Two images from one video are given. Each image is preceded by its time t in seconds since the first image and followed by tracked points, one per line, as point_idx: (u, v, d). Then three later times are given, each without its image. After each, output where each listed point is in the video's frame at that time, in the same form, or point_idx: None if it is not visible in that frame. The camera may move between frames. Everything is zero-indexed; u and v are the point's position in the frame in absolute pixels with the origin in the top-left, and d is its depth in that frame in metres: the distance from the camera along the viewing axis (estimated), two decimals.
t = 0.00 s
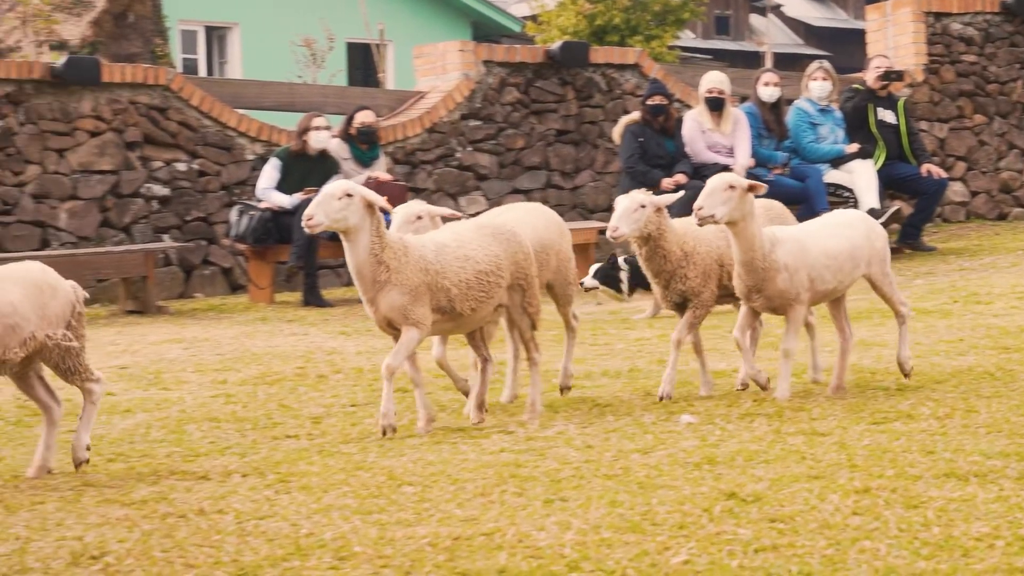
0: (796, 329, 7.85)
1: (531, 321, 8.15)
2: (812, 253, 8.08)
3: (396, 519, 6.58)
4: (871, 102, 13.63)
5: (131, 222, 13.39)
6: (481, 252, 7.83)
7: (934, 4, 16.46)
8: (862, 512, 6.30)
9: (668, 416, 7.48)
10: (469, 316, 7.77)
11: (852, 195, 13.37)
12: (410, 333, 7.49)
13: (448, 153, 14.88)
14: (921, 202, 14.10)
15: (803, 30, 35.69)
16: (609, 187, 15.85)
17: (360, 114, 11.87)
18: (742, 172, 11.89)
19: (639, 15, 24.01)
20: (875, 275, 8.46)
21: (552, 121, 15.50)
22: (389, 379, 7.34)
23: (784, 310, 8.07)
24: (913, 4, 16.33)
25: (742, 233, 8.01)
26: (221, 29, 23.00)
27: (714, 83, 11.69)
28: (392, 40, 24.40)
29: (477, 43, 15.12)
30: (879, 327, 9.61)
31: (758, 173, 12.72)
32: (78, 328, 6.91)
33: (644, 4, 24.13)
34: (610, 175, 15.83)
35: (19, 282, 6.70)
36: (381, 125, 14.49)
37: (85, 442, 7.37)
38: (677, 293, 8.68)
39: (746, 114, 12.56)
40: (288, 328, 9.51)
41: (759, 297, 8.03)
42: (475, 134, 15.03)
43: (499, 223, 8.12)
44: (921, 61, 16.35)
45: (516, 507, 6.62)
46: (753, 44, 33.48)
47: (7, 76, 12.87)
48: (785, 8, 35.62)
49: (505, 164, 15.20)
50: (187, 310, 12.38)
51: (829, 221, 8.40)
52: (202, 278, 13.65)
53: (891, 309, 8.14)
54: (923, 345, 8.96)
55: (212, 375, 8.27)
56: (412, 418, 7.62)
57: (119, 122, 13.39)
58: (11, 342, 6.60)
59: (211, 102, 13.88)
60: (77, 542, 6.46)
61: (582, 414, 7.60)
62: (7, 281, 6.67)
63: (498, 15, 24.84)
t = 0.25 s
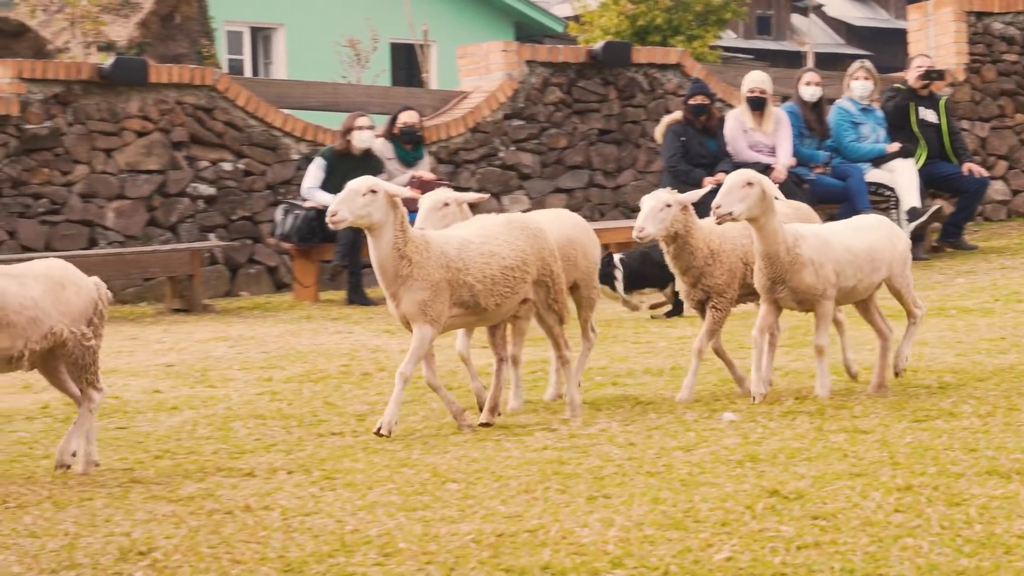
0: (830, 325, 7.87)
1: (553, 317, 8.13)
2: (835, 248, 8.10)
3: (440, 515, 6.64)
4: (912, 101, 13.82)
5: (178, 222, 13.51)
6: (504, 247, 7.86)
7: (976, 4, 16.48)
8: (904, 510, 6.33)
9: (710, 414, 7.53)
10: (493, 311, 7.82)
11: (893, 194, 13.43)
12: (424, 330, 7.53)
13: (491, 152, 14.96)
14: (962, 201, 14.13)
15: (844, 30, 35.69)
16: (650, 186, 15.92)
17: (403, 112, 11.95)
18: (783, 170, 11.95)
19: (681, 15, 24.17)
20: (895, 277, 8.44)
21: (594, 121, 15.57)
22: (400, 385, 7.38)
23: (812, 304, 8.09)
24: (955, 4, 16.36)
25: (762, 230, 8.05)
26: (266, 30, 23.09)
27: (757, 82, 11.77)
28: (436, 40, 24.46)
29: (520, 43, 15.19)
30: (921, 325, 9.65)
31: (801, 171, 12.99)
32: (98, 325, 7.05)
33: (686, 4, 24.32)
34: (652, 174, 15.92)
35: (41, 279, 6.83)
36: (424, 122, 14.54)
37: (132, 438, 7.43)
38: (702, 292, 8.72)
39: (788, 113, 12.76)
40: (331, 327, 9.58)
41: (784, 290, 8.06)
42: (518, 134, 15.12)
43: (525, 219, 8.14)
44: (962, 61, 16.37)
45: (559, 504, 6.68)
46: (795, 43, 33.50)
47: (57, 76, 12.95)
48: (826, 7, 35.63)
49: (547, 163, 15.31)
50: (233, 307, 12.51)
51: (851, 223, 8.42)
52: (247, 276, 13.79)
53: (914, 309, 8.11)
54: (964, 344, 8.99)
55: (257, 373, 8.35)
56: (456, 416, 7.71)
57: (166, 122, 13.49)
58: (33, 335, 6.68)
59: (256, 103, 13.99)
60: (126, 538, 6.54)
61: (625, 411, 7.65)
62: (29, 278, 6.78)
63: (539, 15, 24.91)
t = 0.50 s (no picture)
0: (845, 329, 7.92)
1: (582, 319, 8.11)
2: (852, 246, 8.17)
3: (481, 512, 6.69)
4: (951, 100, 13.85)
5: (222, 222, 13.66)
6: (523, 248, 7.85)
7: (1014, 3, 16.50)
8: (943, 507, 6.36)
9: (749, 412, 7.57)
10: (512, 310, 7.81)
11: (933, 193, 13.45)
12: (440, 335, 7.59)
13: (531, 151, 15.07)
14: (1000, 200, 14.15)
15: (883, 30, 35.64)
16: (689, 186, 15.95)
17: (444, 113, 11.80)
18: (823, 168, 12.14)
19: (721, 15, 24.26)
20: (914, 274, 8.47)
21: (633, 120, 15.64)
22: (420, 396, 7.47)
23: (827, 304, 8.12)
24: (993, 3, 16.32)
25: (778, 224, 8.09)
26: (308, 30, 23.24)
27: (796, 81, 11.93)
28: (477, 40, 24.51)
29: (559, 43, 15.29)
30: (959, 324, 9.67)
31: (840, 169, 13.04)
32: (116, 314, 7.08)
33: (724, 4, 24.39)
34: (691, 173, 15.94)
35: (56, 266, 6.93)
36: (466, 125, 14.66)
37: (176, 435, 7.50)
38: (725, 296, 8.69)
39: (827, 113, 12.91)
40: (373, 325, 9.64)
41: (801, 285, 8.09)
42: (558, 133, 15.23)
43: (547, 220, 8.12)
44: (1000, 61, 16.39)
45: (599, 501, 6.72)
46: (833, 43, 33.47)
47: (102, 76, 13.07)
48: (865, 7, 35.59)
49: (586, 162, 15.40)
50: (275, 305, 12.62)
51: (870, 221, 8.47)
52: (288, 275, 13.86)
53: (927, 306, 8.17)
54: (1002, 342, 9.01)
55: (298, 370, 8.42)
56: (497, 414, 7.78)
57: (208, 122, 13.62)
58: (52, 320, 6.81)
59: (298, 102, 14.07)
60: (170, 533, 6.61)
61: (664, 409, 7.70)
62: (43, 266, 6.91)
63: (580, 15, 24.84)
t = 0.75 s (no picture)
0: (849, 325, 7.96)
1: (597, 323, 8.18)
2: (868, 250, 8.17)
3: (520, 508, 6.75)
4: (988, 99, 13.97)
5: (263, 220, 14.10)
6: (541, 255, 7.91)
7: None
8: (981, 504, 6.40)
9: (785, 409, 7.64)
10: (530, 318, 7.87)
11: (968, 191, 13.66)
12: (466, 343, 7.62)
13: (569, 150, 15.48)
14: None
15: (919, 30, 35.58)
16: (726, 184, 16.45)
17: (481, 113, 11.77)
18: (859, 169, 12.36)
19: (757, 16, 24.64)
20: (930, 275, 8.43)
21: (670, 119, 16.10)
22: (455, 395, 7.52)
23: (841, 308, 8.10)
24: None
25: (795, 230, 8.16)
26: (347, 30, 23.32)
27: (832, 82, 11.95)
28: (514, 40, 24.59)
29: (597, 43, 15.72)
30: (995, 322, 9.73)
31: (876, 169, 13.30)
32: (128, 309, 7.17)
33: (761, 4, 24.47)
34: (727, 172, 16.44)
35: (64, 260, 7.00)
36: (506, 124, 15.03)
37: (218, 431, 7.57)
38: (758, 296, 8.73)
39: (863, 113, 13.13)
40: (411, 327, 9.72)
41: (814, 292, 8.13)
42: (596, 132, 15.64)
43: (563, 226, 8.17)
44: None
45: (638, 497, 6.77)
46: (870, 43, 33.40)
47: (143, 76, 13.47)
48: (902, 7, 35.53)
49: (624, 161, 15.84)
50: (315, 303, 12.97)
51: (887, 223, 8.45)
52: (328, 273, 14.31)
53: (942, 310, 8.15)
54: None
55: (338, 368, 8.51)
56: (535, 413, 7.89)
57: (249, 122, 14.06)
58: (67, 313, 6.88)
59: (339, 102, 14.51)
60: (212, 529, 6.68)
61: (702, 406, 7.76)
62: (52, 261, 6.98)
63: (617, 15, 25.02)
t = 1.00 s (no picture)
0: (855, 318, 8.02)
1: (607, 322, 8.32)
2: (883, 255, 8.20)
3: (560, 504, 6.83)
4: None
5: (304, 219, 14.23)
6: (561, 254, 8.04)
7: None
8: (1018, 500, 6.46)
9: (822, 406, 7.75)
10: (553, 318, 8.00)
11: (1004, 190, 13.66)
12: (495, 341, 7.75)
13: (608, 150, 15.64)
14: None
15: (955, 29, 35.49)
16: (763, 183, 16.55)
17: (522, 113, 11.86)
18: (896, 168, 12.58)
19: (794, 16, 24.32)
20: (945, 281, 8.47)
21: (708, 119, 16.23)
22: (495, 390, 7.66)
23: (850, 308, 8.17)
24: None
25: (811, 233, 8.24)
26: (388, 32, 23.43)
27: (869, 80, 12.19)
28: (553, 40, 24.69)
29: (635, 43, 15.84)
30: None
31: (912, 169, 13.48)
32: (147, 313, 7.25)
33: (798, 4, 24.46)
34: (765, 171, 16.53)
35: (83, 267, 7.09)
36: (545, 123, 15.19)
37: (262, 427, 7.67)
38: (785, 291, 8.79)
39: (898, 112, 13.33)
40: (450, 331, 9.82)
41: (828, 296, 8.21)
42: (634, 132, 15.79)
43: (578, 225, 8.30)
44: None
45: (677, 493, 6.85)
46: (905, 43, 33.31)
47: (188, 77, 13.62)
48: (938, 7, 35.44)
49: (662, 160, 16.00)
50: (357, 302, 13.14)
51: (904, 227, 8.47)
52: (369, 271, 14.45)
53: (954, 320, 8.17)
54: None
55: (380, 365, 8.62)
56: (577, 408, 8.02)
57: (292, 122, 14.17)
58: (83, 319, 6.97)
59: (379, 102, 14.60)
60: (256, 523, 6.77)
61: (739, 403, 7.86)
62: (71, 267, 7.07)
63: (655, 15, 25.15)
